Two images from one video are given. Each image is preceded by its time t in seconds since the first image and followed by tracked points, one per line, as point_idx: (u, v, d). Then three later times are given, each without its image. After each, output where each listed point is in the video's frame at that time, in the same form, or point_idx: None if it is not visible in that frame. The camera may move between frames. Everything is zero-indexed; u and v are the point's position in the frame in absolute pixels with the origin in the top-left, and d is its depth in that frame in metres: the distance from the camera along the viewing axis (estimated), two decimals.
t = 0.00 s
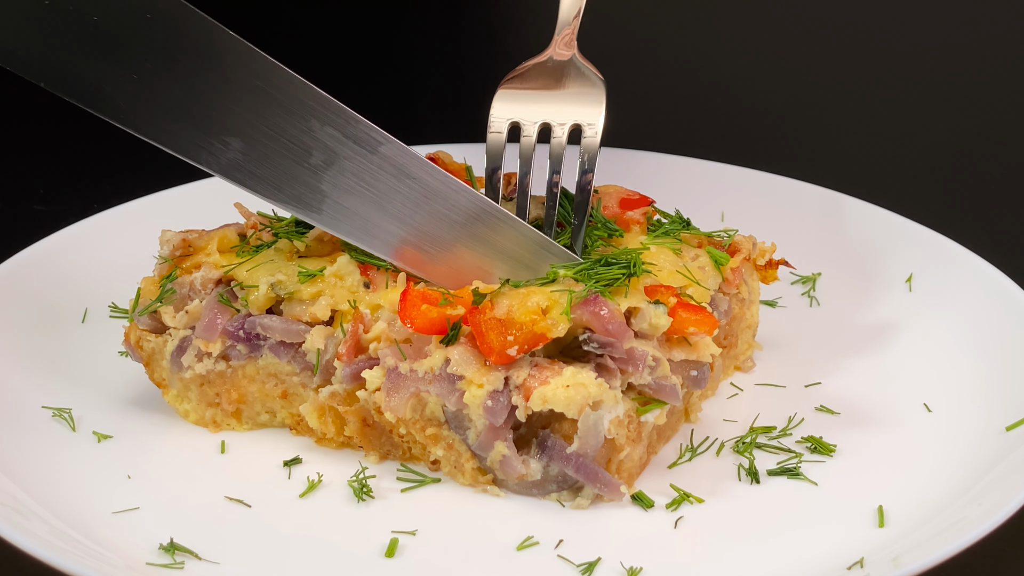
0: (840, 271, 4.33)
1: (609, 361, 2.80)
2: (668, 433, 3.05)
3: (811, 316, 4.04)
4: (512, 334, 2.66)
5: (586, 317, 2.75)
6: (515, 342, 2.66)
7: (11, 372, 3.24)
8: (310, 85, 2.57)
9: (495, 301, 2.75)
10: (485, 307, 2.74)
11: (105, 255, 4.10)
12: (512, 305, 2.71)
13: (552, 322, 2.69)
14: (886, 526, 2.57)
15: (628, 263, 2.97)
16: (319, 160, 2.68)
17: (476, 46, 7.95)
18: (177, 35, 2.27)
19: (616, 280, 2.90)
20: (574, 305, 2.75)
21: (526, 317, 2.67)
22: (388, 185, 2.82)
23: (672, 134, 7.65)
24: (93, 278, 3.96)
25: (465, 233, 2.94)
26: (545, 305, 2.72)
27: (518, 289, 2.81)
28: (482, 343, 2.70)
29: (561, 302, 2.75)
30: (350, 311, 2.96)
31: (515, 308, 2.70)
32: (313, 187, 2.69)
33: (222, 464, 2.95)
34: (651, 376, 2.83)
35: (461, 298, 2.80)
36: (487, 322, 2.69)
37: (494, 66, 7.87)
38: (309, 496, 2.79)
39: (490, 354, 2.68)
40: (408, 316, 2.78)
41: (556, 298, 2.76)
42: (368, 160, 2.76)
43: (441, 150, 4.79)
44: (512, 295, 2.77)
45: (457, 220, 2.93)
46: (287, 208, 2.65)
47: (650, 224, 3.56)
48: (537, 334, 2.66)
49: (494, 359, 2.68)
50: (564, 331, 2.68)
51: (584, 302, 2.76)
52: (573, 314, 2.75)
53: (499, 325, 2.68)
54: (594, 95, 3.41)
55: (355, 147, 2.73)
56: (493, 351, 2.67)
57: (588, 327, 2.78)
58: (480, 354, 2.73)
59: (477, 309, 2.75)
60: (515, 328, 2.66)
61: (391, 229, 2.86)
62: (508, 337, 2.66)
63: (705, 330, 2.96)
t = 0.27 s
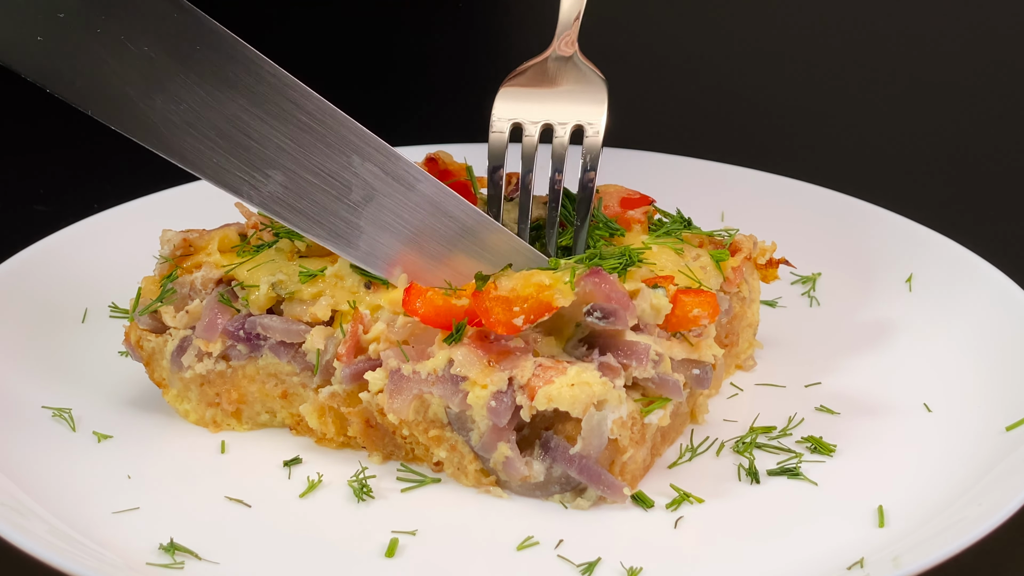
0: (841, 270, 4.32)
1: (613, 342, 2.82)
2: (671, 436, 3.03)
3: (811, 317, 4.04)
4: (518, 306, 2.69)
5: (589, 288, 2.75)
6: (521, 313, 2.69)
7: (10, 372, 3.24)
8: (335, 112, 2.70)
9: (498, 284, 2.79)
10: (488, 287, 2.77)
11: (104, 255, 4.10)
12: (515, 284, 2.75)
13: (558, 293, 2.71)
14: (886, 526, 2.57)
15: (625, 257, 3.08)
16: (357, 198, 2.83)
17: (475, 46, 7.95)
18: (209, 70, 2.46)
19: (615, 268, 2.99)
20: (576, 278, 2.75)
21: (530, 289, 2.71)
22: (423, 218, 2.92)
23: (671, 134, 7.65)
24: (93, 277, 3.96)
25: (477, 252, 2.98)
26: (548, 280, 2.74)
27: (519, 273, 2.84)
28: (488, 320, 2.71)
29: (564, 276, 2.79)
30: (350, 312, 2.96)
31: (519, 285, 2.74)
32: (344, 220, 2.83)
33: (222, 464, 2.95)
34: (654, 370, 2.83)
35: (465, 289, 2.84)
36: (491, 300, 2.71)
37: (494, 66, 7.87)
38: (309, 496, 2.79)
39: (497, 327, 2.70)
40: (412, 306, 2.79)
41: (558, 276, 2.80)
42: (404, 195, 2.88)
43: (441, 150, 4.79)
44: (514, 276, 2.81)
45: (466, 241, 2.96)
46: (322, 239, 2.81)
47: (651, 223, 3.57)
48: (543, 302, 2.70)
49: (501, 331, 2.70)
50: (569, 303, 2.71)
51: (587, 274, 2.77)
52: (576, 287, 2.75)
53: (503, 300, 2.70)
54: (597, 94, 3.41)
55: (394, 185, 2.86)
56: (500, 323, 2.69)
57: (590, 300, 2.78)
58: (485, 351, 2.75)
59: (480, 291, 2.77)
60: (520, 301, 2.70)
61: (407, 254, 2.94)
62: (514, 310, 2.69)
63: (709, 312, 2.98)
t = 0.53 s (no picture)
0: (841, 270, 4.33)
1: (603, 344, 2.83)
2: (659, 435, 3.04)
3: (811, 316, 4.04)
4: (516, 327, 2.64)
5: (583, 299, 2.78)
6: (521, 334, 2.64)
7: (10, 373, 3.24)
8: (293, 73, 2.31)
9: (487, 302, 2.72)
10: (477, 308, 2.71)
11: (104, 255, 4.10)
12: (506, 303, 2.69)
13: (552, 310, 2.68)
14: (885, 526, 2.57)
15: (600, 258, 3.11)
16: (326, 178, 2.51)
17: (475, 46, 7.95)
18: (182, 31, 2.07)
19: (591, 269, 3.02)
20: (568, 290, 2.78)
21: (525, 308, 2.67)
22: (386, 202, 2.67)
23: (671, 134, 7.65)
24: (93, 278, 3.95)
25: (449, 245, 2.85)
26: (538, 296, 2.71)
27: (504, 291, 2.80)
28: (486, 344, 2.64)
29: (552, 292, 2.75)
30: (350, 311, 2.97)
31: (510, 304, 2.68)
32: (312, 203, 2.52)
33: (221, 464, 2.95)
34: (646, 370, 2.87)
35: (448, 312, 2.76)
36: (486, 322, 2.66)
37: (494, 66, 7.87)
38: (308, 497, 2.78)
39: (497, 352, 2.63)
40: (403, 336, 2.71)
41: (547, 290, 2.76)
42: (372, 175, 2.60)
43: (441, 149, 4.79)
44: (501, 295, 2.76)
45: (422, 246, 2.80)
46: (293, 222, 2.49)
47: (652, 223, 3.56)
48: (540, 322, 2.65)
49: (502, 356, 2.64)
50: (564, 318, 2.69)
51: (578, 285, 2.80)
52: (569, 298, 2.78)
53: (499, 320, 2.65)
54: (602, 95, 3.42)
55: (361, 165, 2.57)
56: (500, 347, 2.63)
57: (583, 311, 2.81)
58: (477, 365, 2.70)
59: (470, 313, 2.71)
60: (517, 321, 2.64)
61: (373, 238, 2.71)
62: (513, 331, 2.63)
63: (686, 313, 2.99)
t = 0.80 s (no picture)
0: (841, 269, 4.32)
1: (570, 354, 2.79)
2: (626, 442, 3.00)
3: (811, 316, 4.04)
4: (487, 345, 2.57)
5: (550, 311, 2.70)
6: (493, 352, 2.57)
7: (10, 373, 3.24)
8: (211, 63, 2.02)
9: (452, 322, 2.63)
10: (444, 329, 2.62)
11: (104, 255, 4.09)
12: (472, 321, 2.60)
13: (520, 324, 2.61)
14: (886, 526, 2.57)
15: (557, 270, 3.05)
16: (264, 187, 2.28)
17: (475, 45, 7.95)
18: (117, 37, 1.85)
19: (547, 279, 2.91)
20: (535, 302, 2.70)
21: (493, 325, 2.58)
22: (333, 213, 2.46)
23: (672, 133, 7.65)
24: (93, 277, 3.95)
25: (404, 262, 2.69)
26: (503, 311, 2.63)
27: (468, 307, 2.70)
28: (459, 364, 2.57)
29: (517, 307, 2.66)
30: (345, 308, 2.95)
31: (477, 322, 2.60)
32: (241, 212, 2.26)
33: (220, 465, 2.94)
34: (612, 377, 2.85)
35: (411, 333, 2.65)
36: (456, 343, 2.58)
37: (495, 66, 7.88)
38: (307, 497, 2.78)
39: (471, 371, 2.57)
40: (369, 364, 2.62)
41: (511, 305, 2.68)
42: (322, 188, 2.39)
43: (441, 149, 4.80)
44: (465, 313, 2.66)
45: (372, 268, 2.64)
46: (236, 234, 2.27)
47: (651, 223, 3.56)
48: (511, 338, 2.58)
49: (476, 375, 2.57)
50: (533, 332, 2.62)
51: (544, 297, 2.73)
52: (536, 311, 2.70)
53: (468, 340, 2.57)
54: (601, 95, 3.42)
55: (299, 170, 2.33)
56: (474, 367, 2.57)
57: (550, 322, 2.73)
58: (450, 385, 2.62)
59: (436, 334, 2.62)
60: (487, 339, 2.57)
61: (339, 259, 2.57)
62: (485, 349, 2.57)
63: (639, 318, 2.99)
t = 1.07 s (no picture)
0: (841, 269, 4.33)
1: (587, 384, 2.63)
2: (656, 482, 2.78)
3: (811, 316, 4.04)
4: (492, 357, 2.51)
5: (566, 335, 2.60)
6: (496, 365, 2.50)
7: (10, 373, 3.24)
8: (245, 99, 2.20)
9: (471, 329, 2.60)
10: (460, 334, 2.59)
11: (103, 254, 4.09)
12: (489, 331, 2.56)
13: (534, 343, 2.53)
14: (886, 526, 2.57)
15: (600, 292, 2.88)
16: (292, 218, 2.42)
17: (475, 45, 7.96)
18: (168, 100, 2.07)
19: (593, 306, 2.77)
20: (552, 324, 2.60)
21: (504, 339, 2.52)
22: (388, 251, 2.61)
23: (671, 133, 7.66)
24: (93, 277, 3.95)
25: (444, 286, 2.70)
26: (523, 326, 2.56)
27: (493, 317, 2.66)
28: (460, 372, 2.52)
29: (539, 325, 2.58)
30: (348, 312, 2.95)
31: (493, 333, 2.55)
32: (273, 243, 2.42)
33: (220, 465, 2.94)
34: (631, 416, 2.62)
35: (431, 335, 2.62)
36: (462, 350, 2.53)
37: (494, 66, 7.89)
38: (307, 498, 2.78)
39: (470, 381, 2.51)
40: (377, 347, 2.61)
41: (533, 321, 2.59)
42: (351, 217, 2.51)
43: (441, 149, 4.80)
44: (488, 322, 2.62)
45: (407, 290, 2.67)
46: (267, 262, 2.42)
47: (650, 223, 3.57)
48: (518, 355, 2.51)
49: (474, 385, 2.51)
50: (544, 352, 2.52)
51: (564, 320, 2.63)
52: (552, 333, 2.60)
53: (476, 349, 2.52)
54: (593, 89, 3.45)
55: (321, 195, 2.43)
56: (473, 376, 2.50)
57: (568, 347, 2.63)
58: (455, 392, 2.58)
59: (452, 338, 2.59)
60: (494, 351, 2.51)
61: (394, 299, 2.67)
62: (489, 361, 2.50)
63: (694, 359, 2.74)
